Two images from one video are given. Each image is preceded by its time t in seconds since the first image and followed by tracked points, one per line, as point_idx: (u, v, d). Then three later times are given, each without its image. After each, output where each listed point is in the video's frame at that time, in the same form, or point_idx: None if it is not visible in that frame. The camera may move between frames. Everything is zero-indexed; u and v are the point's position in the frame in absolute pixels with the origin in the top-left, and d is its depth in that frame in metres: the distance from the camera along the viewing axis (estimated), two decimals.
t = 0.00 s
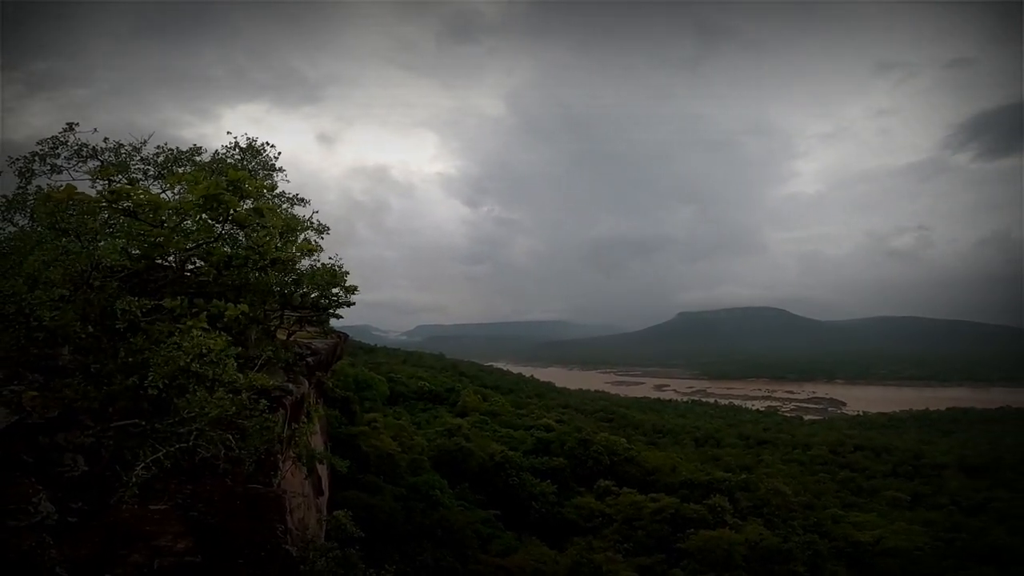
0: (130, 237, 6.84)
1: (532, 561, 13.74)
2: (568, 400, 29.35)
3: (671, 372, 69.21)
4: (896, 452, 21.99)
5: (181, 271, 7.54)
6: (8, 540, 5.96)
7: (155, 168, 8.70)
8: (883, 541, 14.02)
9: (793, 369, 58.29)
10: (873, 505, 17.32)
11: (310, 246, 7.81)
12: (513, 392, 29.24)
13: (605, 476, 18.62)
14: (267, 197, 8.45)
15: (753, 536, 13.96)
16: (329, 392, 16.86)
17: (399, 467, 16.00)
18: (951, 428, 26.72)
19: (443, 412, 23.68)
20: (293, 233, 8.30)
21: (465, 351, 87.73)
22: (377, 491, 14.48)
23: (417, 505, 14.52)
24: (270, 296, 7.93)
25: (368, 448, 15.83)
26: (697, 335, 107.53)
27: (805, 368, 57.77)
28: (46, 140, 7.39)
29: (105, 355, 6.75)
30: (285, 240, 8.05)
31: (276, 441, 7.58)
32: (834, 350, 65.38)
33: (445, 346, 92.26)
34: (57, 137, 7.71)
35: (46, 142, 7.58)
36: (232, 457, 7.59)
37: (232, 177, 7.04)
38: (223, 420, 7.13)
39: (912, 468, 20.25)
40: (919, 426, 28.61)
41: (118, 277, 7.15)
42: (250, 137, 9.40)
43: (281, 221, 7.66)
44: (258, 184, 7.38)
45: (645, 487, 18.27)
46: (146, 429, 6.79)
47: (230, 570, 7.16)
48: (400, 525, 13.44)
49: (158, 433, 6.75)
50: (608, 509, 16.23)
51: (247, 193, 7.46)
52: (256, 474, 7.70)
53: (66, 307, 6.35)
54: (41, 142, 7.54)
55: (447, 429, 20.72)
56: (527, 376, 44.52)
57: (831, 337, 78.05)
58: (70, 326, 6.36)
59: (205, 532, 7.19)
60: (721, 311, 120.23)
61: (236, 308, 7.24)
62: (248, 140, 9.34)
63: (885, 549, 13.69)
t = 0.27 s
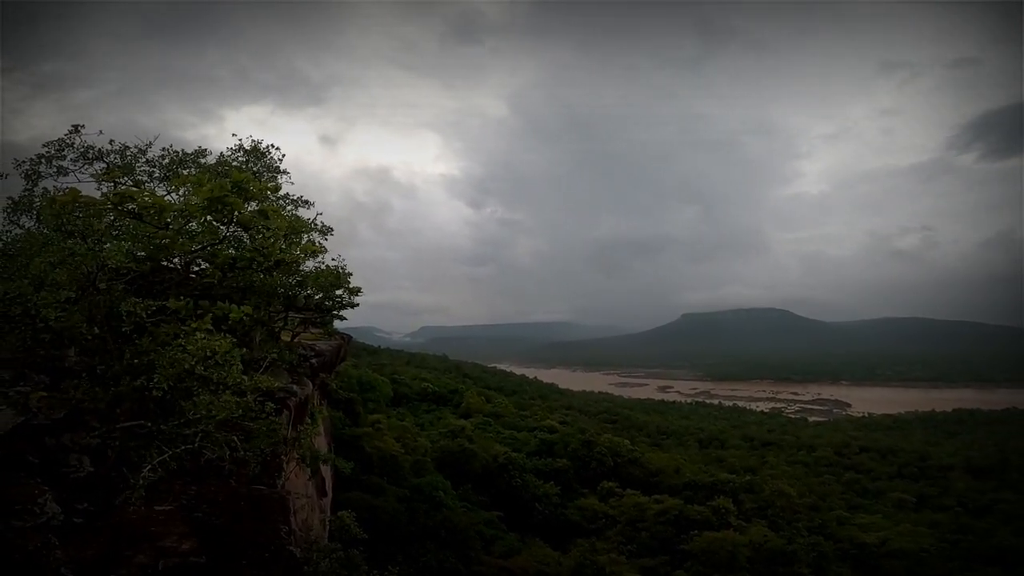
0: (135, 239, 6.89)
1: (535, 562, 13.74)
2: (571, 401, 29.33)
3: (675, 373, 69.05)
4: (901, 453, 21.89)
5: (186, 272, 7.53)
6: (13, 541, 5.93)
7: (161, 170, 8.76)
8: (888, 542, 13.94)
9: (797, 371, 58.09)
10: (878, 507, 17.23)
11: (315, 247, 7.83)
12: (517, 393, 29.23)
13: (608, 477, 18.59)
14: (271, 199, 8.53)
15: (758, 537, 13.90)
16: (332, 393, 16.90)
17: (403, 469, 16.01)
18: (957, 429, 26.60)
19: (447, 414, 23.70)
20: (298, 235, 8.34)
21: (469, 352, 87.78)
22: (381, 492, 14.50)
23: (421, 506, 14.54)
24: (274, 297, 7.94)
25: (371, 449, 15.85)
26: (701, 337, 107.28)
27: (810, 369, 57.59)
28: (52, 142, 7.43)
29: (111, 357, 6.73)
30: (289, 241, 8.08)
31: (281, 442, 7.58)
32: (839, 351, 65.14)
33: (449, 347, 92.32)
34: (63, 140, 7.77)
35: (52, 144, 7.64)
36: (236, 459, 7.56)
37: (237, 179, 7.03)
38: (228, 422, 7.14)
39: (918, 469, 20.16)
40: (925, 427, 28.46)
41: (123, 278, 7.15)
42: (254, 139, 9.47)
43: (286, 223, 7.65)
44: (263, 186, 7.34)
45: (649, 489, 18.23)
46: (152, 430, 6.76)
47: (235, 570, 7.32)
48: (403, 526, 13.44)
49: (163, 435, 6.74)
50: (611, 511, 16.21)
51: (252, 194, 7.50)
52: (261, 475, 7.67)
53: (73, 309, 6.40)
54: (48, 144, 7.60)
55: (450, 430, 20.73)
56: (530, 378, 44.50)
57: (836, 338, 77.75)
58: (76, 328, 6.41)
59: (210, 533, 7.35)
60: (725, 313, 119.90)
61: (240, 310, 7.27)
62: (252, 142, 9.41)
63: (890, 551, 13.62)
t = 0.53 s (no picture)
0: (135, 240, 6.86)
1: (534, 564, 13.73)
2: (571, 403, 29.32)
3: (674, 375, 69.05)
4: (901, 455, 21.88)
5: (186, 273, 7.51)
6: (12, 542, 5.94)
7: (161, 172, 8.76)
8: (888, 544, 13.93)
9: (797, 372, 58.09)
10: (878, 509, 17.22)
11: (314, 248, 7.88)
12: (517, 395, 29.21)
13: (608, 479, 18.58)
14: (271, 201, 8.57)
15: (757, 539, 13.89)
16: (332, 395, 16.89)
17: (402, 470, 16.00)
18: (957, 432, 26.60)
19: (446, 415, 23.69)
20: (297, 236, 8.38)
21: (468, 353, 87.79)
22: (380, 494, 14.48)
23: (420, 508, 14.53)
24: (274, 299, 7.90)
25: (370, 450, 15.84)
26: (701, 339, 107.29)
27: (810, 371, 57.58)
28: (52, 143, 7.42)
29: (110, 357, 6.70)
30: (289, 242, 8.12)
31: (281, 444, 7.56)
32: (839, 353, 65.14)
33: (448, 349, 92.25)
34: (63, 141, 7.78)
35: (52, 145, 7.65)
36: (236, 460, 7.52)
37: (237, 180, 7.14)
38: (228, 422, 7.12)
39: (917, 471, 20.15)
40: (925, 429, 28.45)
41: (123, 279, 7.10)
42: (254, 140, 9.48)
43: (285, 224, 7.73)
44: (262, 188, 7.44)
45: (648, 490, 18.22)
46: (152, 432, 6.75)
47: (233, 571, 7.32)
48: (402, 528, 13.43)
49: (163, 436, 6.72)
50: (610, 512, 16.20)
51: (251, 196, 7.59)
52: (260, 477, 7.63)
53: (73, 310, 6.42)
54: (48, 144, 7.59)
55: (450, 432, 20.72)
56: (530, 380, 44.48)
57: (836, 340, 77.75)
58: (75, 329, 6.43)
59: (209, 534, 7.34)
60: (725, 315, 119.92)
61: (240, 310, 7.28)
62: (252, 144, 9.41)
63: (889, 552, 13.61)
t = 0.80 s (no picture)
0: (136, 238, 6.89)
1: (533, 564, 13.75)
2: (570, 403, 29.35)
3: (673, 376, 69.11)
4: (900, 457, 21.90)
5: (186, 272, 7.54)
6: (12, 540, 5.87)
7: (162, 169, 8.78)
8: (885, 546, 13.94)
9: (796, 374, 58.12)
10: (876, 510, 17.22)
11: (314, 246, 7.88)
12: (516, 395, 29.22)
13: (607, 480, 18.59)
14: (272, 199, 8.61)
15: (755, 540, 13.90)
16: (331, 394, 16.90)
17: (401, 469, 16.00)
18: (955, 434, 26.62)
19: (445, 415, 23.71)
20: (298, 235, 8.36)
21: (468, 353, 87.87)
22: (379, 493, 14.49)
23: (419, 508, 14.55)
24: (273, 297, 7.93)
25: (369, 450, 15.86)
26: (700, 339, 107.32)
27: (809, 373, 57.58)
28: (54, 140, 7.46)
29: (110, 355, 6.74)
30: (289, 241, 8.02)
31: (279, 442, 7.57)
32: (839, 355, 65.16)
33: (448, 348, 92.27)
34: (65, 139, 7.80)
35: (53, 142, 7.67)
36: (235, 458, 7.54)
37: (239, 178, 7.26)
38: (227, 420, 7.12)
39: (916, 473, 20.17)
40: (924, 431, 28.48)
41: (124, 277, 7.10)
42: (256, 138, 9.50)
43: (286, 223, 7.74)
44: (263, 186, 7.53)
45: (647, 491, 18.22)
46: (151, 430, 6.78)
47: (231, 570, 7.32)
48: (401, 527, 13.44)
49: (162, 434, 6.75)
50: (609, 513, 16.20)
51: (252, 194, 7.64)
52: (259, 475, 7.64)
53: (74, 307, 6.38)
54: (49, 142, 7.63)
55: (449, 431, 20.75)
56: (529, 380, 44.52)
57: (835, 341, 77.81)
58: (76, 326, 6.44)
59: (207, 532, 7.33)
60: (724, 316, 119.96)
61: (240, 308, 7.28)
62: (253, 142, 9.44)
63: (887, 554, 13.61)
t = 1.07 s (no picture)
0: (138, 236, 6.90)
1: (534, 564, 13.75)
2: (572, 402, 29.35)
3: (675, 376, 69.08)
4: (901, 457, 21.87)
5: (188, 271, 7.57)
6: (14, 539, 6.03)
7: (165, 168, 8.81)
8: (886, 546, 13.91)
9: (798, 374, 58.06)
10: (877, 511, 17.21)
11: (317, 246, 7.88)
12: (517, 394, 29.23)
13: (608, 480, 18.59)
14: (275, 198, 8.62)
15: (756, 540, 13.90)
16: (333, 393, 16.92)
17: (402, 469, 16.02)
18: (957, 435, 26.59)
19: (447, 414, 23.72)
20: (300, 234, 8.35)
21: (469, 352, 87.88)
22: (380, 492, 14.51)
23: (420, 507, 14.56)
24: (275, 296, 7.93)
25: (371, 449, 15.88)
26: (702, 339, 107.27)
27: (811, 373, 57.51)
28: (57, 140, 7.52)
29: (113, 353, 6.75)
30: (291, 240, 8.06)
31: (281, 441, 7.58)
32: (840, 355, 65.09)
33: (451, 348, 92.22)
34: (68, 137, 7.83)
35: (57, 141, 7.72)
36: (236, 457, 7.56)
37: (242, 178, 7.30)
38: (229, 419, 7.14)
39: (917, 474, 20.15)
40: (926, 432, 28.44)
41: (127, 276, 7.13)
42: (259, 138, 9.52)
43: (288, 223, 7.76)
44: (267, 186, 7.56)
45: (648, 491, 18.22)
46: (153, 429, 6.79)
47: (233, 569, 7.24)
48: (402, 526, 13.46)
49: (164, 433, 6.78)
50: (609, 513, 16.21)
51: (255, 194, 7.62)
52: (260, 474, 7.68)
53: (77, 306, 6.45)
54: (53, 141, 7.68)
55: (450, 430, 20.77)
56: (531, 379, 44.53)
57: (837, 342, 77.72)
58: (79, 325, 6.47)
59: (209, 531, 7.23)
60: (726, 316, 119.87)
61: (242, 307, 7.29)
62: (256, 141, 9.46)
63: (887, 555, 13.60)
